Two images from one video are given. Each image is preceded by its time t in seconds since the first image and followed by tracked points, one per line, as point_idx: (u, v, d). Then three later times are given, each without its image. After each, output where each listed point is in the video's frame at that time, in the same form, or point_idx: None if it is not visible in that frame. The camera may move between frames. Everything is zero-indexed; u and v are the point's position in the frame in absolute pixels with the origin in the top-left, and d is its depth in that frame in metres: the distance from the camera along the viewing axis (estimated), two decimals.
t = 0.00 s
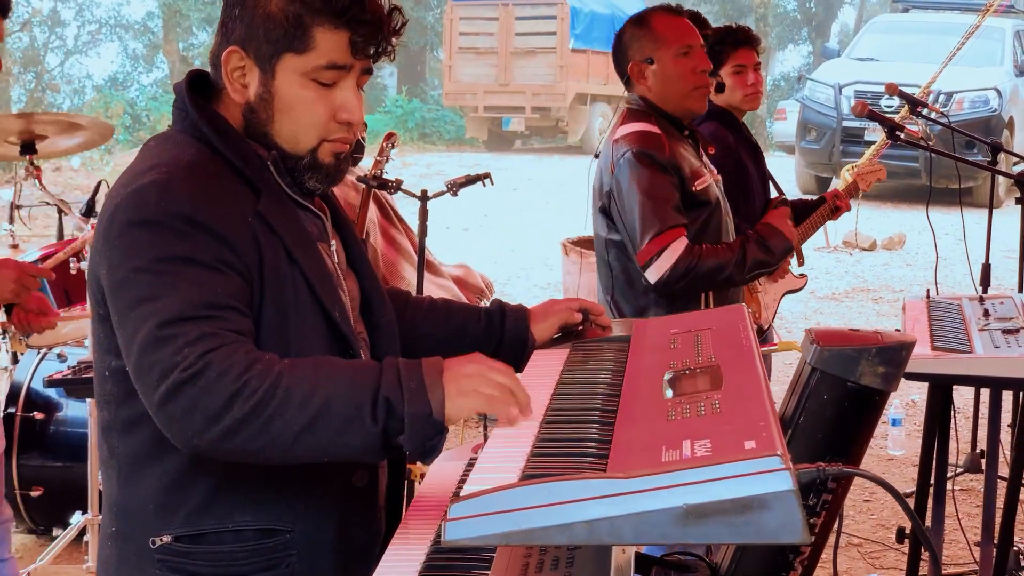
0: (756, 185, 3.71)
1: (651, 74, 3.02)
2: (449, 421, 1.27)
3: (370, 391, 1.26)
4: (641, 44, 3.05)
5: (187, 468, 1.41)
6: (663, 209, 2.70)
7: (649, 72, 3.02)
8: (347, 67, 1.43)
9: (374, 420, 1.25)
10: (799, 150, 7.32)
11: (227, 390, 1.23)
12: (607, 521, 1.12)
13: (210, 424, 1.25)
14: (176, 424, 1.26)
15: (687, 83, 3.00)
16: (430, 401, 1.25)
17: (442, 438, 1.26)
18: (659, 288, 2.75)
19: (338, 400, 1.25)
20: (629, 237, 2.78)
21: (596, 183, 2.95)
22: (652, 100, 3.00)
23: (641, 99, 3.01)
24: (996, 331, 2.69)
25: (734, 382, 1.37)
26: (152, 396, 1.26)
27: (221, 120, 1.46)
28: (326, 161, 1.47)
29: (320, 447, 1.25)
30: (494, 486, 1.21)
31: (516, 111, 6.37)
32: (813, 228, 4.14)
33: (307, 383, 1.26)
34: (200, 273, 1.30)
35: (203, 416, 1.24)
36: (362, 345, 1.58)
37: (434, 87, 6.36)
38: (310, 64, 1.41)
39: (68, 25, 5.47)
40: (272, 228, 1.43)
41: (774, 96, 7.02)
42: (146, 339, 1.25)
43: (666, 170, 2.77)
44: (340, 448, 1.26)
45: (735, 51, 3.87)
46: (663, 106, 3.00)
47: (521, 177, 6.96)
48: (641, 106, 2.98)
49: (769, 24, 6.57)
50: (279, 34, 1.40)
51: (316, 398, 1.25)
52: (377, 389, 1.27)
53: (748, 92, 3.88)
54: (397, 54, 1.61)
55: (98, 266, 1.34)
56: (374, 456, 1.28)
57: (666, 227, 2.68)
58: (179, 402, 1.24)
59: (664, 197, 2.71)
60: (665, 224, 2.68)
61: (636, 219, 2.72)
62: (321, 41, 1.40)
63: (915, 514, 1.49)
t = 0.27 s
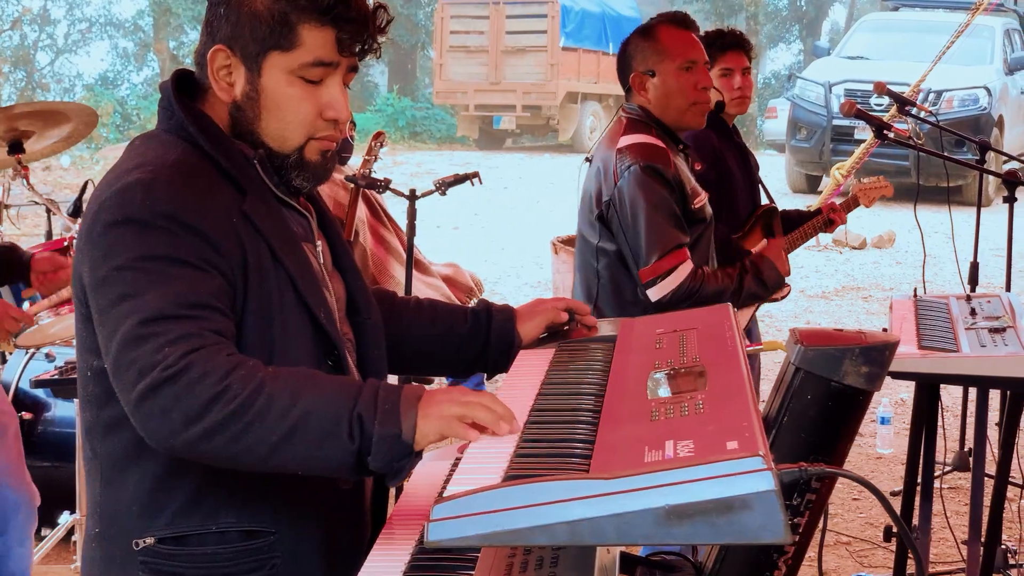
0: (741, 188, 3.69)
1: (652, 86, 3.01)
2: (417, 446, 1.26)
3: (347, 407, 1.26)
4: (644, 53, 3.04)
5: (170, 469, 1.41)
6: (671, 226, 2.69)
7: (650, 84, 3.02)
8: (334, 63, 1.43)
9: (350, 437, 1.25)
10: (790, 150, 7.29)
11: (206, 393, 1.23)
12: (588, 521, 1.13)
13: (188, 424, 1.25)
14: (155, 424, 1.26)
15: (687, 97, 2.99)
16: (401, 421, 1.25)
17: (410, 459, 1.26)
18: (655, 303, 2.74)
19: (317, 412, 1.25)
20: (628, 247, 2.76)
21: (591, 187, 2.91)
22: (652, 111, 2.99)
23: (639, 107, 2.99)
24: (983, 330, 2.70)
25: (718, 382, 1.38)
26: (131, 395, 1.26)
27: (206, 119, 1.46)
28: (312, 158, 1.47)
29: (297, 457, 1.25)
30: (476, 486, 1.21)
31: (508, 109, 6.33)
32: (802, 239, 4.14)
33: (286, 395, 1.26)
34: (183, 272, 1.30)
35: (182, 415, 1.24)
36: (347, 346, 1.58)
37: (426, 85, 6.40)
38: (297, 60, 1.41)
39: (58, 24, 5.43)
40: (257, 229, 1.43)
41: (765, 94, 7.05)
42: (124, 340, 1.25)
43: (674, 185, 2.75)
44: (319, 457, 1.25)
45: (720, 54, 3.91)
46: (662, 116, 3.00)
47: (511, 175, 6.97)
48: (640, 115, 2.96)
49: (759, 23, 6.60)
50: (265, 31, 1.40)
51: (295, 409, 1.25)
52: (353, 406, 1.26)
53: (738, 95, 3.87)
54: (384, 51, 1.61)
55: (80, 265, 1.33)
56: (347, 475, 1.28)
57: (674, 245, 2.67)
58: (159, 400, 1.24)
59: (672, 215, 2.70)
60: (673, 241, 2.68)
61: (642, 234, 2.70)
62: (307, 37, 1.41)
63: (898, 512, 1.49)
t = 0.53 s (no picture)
0: (718, 180, 3.77)
1: (610, 72, 2.98)
2: (405, 423, 1.27)
3: (331, 393, 1.27)
4: (602, 41, 3.00)
5: (154, 471, 1.41)
6: (605, 212, 2.68)
7: (608, 71, 2.98)
8: (314, 61, 1.43)
9: (335, 422, 1.25)
10: (780, 149, 7.33)
11: (189, 390, 1.23)
12: (571, 521, 1.13)
13: (171, 423, 1.24)
14: (137, 424, 1.25)
15: (644, 81, 2.95)
16: (387, 403, 1.26)
17: (397, 439, 1.26)
18: (585, 290, 2.73)
19: (300, 402, 1.25)
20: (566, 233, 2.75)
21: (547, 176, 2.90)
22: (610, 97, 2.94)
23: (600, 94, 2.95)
24: (969, 330, 2.70)
25: (701, 381, 1.39)
26: (113, 395, 1.25)
27: (187, 122, 1.45)
28: (297, 158, 1.47)
29: (281, 450, 1.26)
30: (458, 486, 1.21)
31: (496, 109, 6.37)
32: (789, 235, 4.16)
33: (269, 383, 1.26)
34: (165, 273, 1.30)
35: (165, 415, 1.24)
36: (329, 347, 1.58)
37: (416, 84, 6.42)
38: (278, 60, 1.41)
39: (47, 22, 5.46)
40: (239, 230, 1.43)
41: (754, 94, 7.09)
42: (105, 341, 1.25)
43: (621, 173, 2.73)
44: (302, 450, 1.26)
45: (702, 48, 3.90)
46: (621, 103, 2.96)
47: (500, 173, 6.98)
48: (600, 101, 2.92)
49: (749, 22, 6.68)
50: (245, 33, 1.39)
51: (276, 401, 1.25)
52: (337, 391, 1.27)
53: (715, 90, 3.88)
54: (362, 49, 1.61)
55: (62, 266, 1.33)
56: (332, 463, 1.28)
57: (605, 231, 2.66)
58: (142, 400, 1.23)
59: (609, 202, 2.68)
60: (602, 228, 2.66)
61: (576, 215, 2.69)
62: (287, 37, 1.41)
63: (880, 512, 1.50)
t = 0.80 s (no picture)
0: (698, 180, 3.79)
1: (582, 79, 2.93)
2: (394, 429, 1.28)
3: (321, 396, 1.27)
4: (578, 45, 2.95)
5: (143, 467, 1.42)
6: (528, 212, 2.67)
7: (581, 76, 2.93)
8: (304, 55, 1.44)
9: (324, 425, 1.26)
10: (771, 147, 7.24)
11: (177, 388, 1.23)
12: (562, 517, 1.14)
13: (161, 420, 1.25)
14: (128, 420, 1.25)
15: (615, 92, 2.92)
16: (377, 409, 1.26)
17: (386, 446, 1.27)
18: (499, 283, 2.74)
19: (290, 400, 1.26)
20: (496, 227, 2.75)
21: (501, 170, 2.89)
22: (579, 104, 2.92)
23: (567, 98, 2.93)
24: (958, 328, 2.71)
25: (691, 377, 1.39)
26: (102, 391, 1.26)
27: (177, 118, 1.46)
28: (289, 152, 1.47)
29: (272, 448, 1.26)
30: (449, 483, 1.22)
31: (487, 108, 6.41)
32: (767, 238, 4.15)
33: (260, 382, 1.27)
34: (155, 269, 1.30)
35: (154, 411, 1.24)
36: (318, 344, 1.58)
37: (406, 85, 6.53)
38: (267, 55, 1.41)
39: (37, 21, 5.60)
40: (229, 228, 1.43)
41: (745, 92, 7.35)
42: (95, 337, 1.25)
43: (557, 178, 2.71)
44: (292, 448, 1.26)
45: (689, 49, 3.91)
46: (587, 111, 2.93)
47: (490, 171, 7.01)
48: (566, 107, 2.90)
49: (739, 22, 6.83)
50: (233, 28, 1.40)
51: (267, 400, 1.26)
52: (327, 394, 1.28)
53: (699, 93, 3.90)
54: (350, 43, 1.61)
55: (51, 263, 1.33)
56: (321, 463, 1.29)
57: (520, 230, 2.66)
58: (131, 395, 1.24)
59: (533, 205, 2.66)
60: (519, 227, 2.66)
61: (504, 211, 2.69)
62: (276, 31, 1.41)
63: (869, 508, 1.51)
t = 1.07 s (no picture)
0: (687, 175, 3.81)
1: (550, 62, 2.97)
2: (392, 429, 1.28)
3: (322, 394, 1.28)
4: (542, 31, 2.99)
5: (142, 464, 1.42)
6: (519, 192, 2.73)
7: (548, 60, 2.97)
8: (296, 61, 1.45)
9: (325, 422, 1.27)
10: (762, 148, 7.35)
11: (178, 387, 1.24)
12: (557, 514, 1.15)
13: (162, 418, 1.26)
14: (128, 418, 1.26)
15: (583, 73, 2.97)
16: (376, 408, 1.27)
17: (384, 446, 1.28)
18: (507, 267, 2.78)
19: (290, 398, 1.27)
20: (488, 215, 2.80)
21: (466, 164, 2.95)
22: (545, 89, 2.97)
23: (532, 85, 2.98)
24: (950, 326, 2.73)
25: (686, 375, 1.41)
26: (103, 390, 1.26)
27: (173, 117, 1.46)
28: (279, 156, 1.49)
29: (270, 446, 1.27)
30: (445, 480, 1.23)
31: (480, 108, 6.27)
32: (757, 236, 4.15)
33: (260, 380, 1.28)
34: (153, 268, 1.30)
35: (156, 410, 1.25)
36: (313, 342, 1.59)
37: (399, 82, 6.51)
38: (259, 60, 1.42)
39: (29, 20, 5.48)
40: (225, 227, 1.44)
41: (738, 92, 7.17)
42: (95, 335, 1.25)
43: (531, 156, 2.78)
44: (290, 445, 1.27)
45: (683, 47, 3.91)
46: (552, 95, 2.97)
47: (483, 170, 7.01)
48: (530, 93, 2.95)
49: (733, 21, 6.85)
50: (226, 32, 1.41)
51: (267, 398, 1.27)
52: (328, 389, 1.29)
53: (693, 89, 3.91)
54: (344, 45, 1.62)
55: (49, 263, 1.34)
56: (320, 461, 1.30)
57: (521, 208, 2.71)
58: (131, 394, 1.25)
59: (519, 183, 2.73)
60: (519, 206, 2.72)
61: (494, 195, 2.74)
62: (268, 37, 1.42)
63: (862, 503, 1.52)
